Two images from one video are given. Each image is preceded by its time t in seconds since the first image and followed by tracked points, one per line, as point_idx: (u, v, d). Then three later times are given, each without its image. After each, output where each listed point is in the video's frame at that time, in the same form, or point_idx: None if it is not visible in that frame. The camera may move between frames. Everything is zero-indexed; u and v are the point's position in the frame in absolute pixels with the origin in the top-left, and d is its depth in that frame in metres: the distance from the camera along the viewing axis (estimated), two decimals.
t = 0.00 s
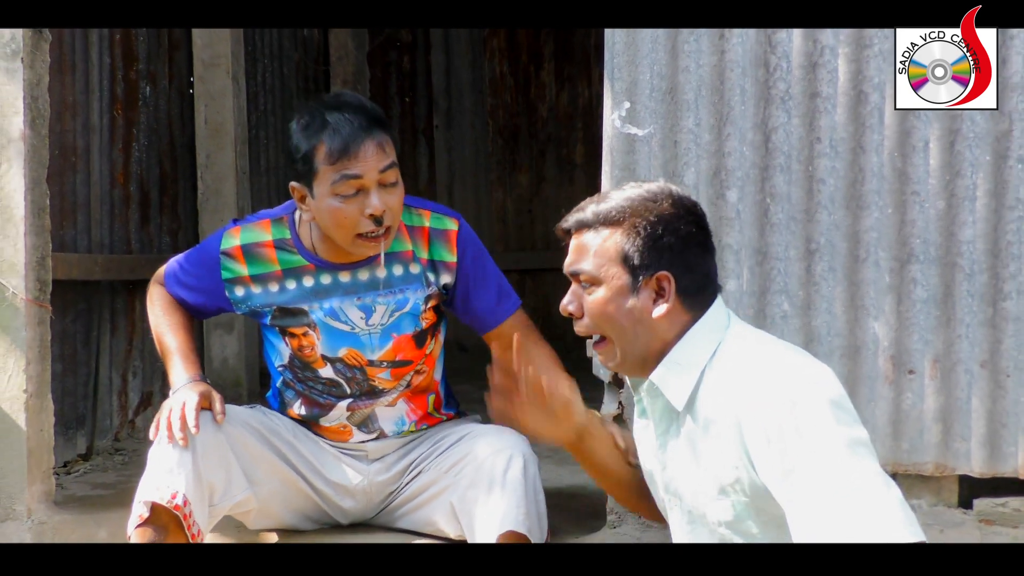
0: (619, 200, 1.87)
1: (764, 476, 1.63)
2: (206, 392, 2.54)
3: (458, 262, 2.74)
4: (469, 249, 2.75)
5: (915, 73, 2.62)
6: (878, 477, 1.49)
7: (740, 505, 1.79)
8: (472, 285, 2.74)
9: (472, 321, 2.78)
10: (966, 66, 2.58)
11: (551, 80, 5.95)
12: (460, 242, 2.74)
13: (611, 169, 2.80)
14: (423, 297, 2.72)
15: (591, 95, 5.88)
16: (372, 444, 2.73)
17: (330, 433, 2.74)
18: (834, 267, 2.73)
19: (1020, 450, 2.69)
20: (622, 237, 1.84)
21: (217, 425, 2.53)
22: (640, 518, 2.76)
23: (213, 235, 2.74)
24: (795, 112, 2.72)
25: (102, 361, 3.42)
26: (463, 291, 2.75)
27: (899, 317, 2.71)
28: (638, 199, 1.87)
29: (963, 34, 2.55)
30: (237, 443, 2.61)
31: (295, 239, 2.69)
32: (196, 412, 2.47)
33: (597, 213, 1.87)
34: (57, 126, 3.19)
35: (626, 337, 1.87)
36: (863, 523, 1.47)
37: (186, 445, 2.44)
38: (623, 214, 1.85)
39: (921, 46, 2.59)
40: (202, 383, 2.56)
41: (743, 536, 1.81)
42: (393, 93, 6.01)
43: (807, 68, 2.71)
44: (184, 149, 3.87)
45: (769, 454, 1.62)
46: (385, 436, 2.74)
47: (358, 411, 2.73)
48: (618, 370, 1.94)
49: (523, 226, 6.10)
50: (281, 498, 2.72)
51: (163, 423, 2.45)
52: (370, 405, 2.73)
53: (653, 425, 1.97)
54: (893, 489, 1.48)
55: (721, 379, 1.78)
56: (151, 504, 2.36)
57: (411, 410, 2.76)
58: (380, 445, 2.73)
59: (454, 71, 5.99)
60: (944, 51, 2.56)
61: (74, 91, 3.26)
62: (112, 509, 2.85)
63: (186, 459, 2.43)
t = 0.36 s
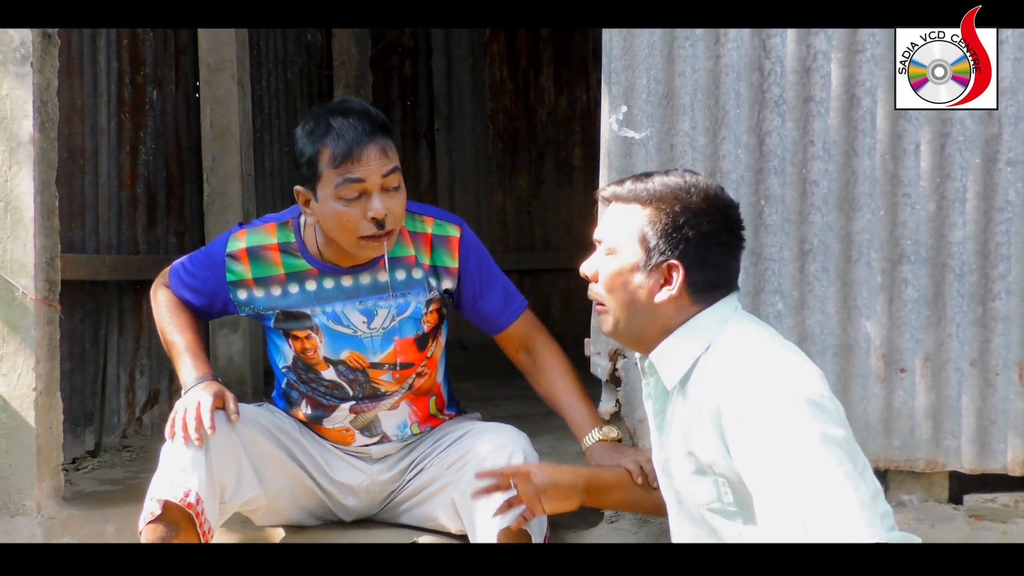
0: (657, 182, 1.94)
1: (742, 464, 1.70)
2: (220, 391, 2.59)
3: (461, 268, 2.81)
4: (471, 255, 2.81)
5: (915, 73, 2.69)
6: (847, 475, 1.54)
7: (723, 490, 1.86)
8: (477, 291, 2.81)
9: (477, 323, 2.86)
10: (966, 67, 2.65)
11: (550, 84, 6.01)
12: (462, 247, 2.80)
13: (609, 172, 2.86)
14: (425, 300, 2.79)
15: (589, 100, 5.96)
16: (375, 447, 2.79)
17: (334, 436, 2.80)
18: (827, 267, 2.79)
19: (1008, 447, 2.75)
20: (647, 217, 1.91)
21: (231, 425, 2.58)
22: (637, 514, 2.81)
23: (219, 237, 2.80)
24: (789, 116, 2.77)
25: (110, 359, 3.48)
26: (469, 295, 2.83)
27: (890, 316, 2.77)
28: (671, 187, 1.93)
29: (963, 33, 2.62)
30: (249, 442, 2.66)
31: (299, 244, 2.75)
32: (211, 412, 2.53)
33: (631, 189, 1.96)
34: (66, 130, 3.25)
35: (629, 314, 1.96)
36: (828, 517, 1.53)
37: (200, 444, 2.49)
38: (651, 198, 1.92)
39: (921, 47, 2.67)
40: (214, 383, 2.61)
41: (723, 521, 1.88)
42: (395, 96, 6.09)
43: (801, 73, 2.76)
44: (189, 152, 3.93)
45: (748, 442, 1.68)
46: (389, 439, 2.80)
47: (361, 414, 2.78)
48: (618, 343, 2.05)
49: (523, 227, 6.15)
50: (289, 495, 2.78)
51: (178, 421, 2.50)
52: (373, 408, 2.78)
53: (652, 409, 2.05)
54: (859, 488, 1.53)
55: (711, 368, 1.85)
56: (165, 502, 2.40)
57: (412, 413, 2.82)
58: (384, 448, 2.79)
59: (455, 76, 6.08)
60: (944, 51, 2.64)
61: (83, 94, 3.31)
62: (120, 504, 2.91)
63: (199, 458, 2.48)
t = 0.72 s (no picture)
0: (634, 187, 2.03)
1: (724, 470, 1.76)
2: (220, 388, 2.66)
3: (459, 263, 2.88)
4: (470, 251, 2.89)
5: (915, 73, 2.74)
6: (831, 474, 1.61)
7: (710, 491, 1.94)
8: (472, 285, 2.89)
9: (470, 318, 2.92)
10: (966, 67, 2.70)
11: (549, 88, 6.08)
12: (461, 244, 2.88)
13: (607, 173, 2.91)
14: (424, 294, 2.86)
15: (588, 103, 6.05)
16: (374, 442, 2.84)
17: (334, 430, 2.85)
18: (821, 268, 2.85)
19: (998, 443, 2.81)
20: (622, 218, 2.00)
21: (231, 421, 2.66)
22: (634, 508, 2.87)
23: (224, 234, 2.87)
24: (783, 119, 2.83)
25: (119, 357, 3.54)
26: (465, 290, 2.90)
27: (882, 315, 2.83)
28: (647, 191, 2.01)
29: (963, 34, 2.66)
30: (250, 438, 2.73)
31: (302, 238, 2.82)
32: (212, 408, 2.60)
33: (614, 191, 2.05)
34: (76, 133, 3.31)
35: (609, 314, 2.06)
36: (815, 513, 1.60)
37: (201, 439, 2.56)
38: (626, 202, 2.01)
39: (921, 46, 2.72)
40: (216, 379, 2.69)
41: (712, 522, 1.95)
42: (398, 101, 6.09)
43: (795, 77, 2.82)
44: (196, 154, 3.98)
45: (730, 447, 1.75)
46: (388, 434, 2.86)
47: (361, 408, 2.84)
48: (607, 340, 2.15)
49: (523, 228, 6.21)
50: (291, 489, 2.84)
51: (179, 417, 2.58)
52: (372, 401, 2.84)
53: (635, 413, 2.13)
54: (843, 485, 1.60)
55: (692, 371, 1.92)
56: (168, 495, 2.47)
57: (411, 407, 2.88)
58: (383, 442, 2.85)
59: (456, 80, 6.08)
60: (944, 51, 2.69)
61: (92, 98, 3.37)
62: (128, 499, 2.97)
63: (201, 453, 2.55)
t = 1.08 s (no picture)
0: (640, 182, 2.10)
1: (723, 459, 1.83)
2: (224, 385, 2.73)
3: (460, 264, 2.95)
4: (470, 254, 2.95)
5: (914, 74, 2.81)
6: (831, 456, 1.70)
7: (708, 480, 2.00)
8: (475, 286, 2.95)
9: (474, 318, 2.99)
10: (965, 67, 2.77)
11: (548, 92, 6.14)
12: (462, 246, 2.94)
13: (605, 175, 2.98)
14: (424, 293, 2.92)
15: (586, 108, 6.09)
16: (376, 437, 2.91)
17: (336, 427, 2.92)
18: (814, 268, 2.91)
19: (987, 439, 2.87)
20: (623, 213, 2.08)
21: (234, 417, 2.72)
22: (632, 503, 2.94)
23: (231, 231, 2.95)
24: (777, 122, 2.89)
25: (127, 355, 3.60)
26: (468, 290, 2.97)
27: (874, 314, 2.89)
28: (651, 189, 2.06)
29: (963, 33, 2.73)
30: (254, 434, 2.80)
31: (306, 234, 2.89)
32: (214, 404, 2.67)
33: (617, 186, 2.13)
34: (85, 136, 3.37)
35: (611, 306, 2.13)
36: (814, 501, 1.68)
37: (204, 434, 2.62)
38: (629, 197, 2.08)
39: (921, 47, 2.78)
40: (220, 376, 2.76)
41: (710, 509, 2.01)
42: (400, 104, 6.19)
43: (788, 81, 2.88)
44: (202, 157, 4.04)
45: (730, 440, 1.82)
46: (389, 430, 2.93)
47: (362, 403, 2.91)
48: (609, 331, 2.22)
49: (522, 229, 6.27)
50: (294, 485, 2.90)
51: (184, 413, 2.65)
52: (372, 397, 2.91)
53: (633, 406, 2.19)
54: (843, 466, 1.69)
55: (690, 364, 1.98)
56: (172, 489, 2.53)
57: (411, 404, 2.94)
58: (385, 438, 2.91)
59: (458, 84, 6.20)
60: (944, 51, 2.76)
61: (102, 102, 3.43)
62: (136, 494, 3.03)
63: (204, 448, 2.61)
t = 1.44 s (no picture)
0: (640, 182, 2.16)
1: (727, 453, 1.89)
2: (230, 382, 2.79)
3: (464, 254, 3.02)
4: (474, 243, 3.03)
5: (913, 74, 2.86)
6: (832, 446, 1.76)
7: (711, 473, 2.07)
8: (477, 274, 3.02)
9: (473, 305, 3.03)
10: (965, 67, 2.82)
11: (548, 96, 6.21)
12: (466, 235, 3.02)
13: (602, 178, 3.04)
14: (429, 285, 2.99)
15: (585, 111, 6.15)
16: (380, 432, 2.98)
17: (342, 419, 3.00)
18: (808, 268, 2.97)
19: (977, 436, 2.94)
20: (626, 213, 2.14)
21: (240, 415, 2.78)
22: (630, 498, 3.00)
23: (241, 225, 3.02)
24: (772, 126, 2.96)
25: (135, 353, 3.67)
26: (470, 277, 3.03)
27: (867, 313, 2.96)
28: (651, 186, 2.13)
29: (962, 34, 2.78)
30: (259, 430, 2.86)
31: (316, 227, 2.96)
32: (221, 402, 2.74)
33: (620, 186, 2.19)
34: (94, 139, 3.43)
35: (617, 304, 2.19)
36: (817, 492, 1.74)
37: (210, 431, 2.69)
38: (630, 196, 2.14)
39: (920, 47, 2.83)
40: (227, 375, 2.82)
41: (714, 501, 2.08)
42: (402, 109, 6.20)
43: (783, 85, 2.95)
44: (209, 159, 4.11)
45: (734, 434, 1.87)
46: (393, 423, 3.00)
47: (368, 397, 2.99)
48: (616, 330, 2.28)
49: (522, 230, 6.34)
50: (299, 480, 2.97)
51: (190, 410, 2.72)
52: (378, 390, 2.98)
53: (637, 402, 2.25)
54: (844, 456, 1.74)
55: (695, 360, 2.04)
56: (180, 485, 2.59)
57: (415, 399, 3.02)
58: (388, 433, 2.98)
59: (459, 88, 6.19)
60: (944, 51, 2.80)
61: (111, 106, 3.49)
62: (143, 489, 3.10)
63: (211, 445, 2.68)
